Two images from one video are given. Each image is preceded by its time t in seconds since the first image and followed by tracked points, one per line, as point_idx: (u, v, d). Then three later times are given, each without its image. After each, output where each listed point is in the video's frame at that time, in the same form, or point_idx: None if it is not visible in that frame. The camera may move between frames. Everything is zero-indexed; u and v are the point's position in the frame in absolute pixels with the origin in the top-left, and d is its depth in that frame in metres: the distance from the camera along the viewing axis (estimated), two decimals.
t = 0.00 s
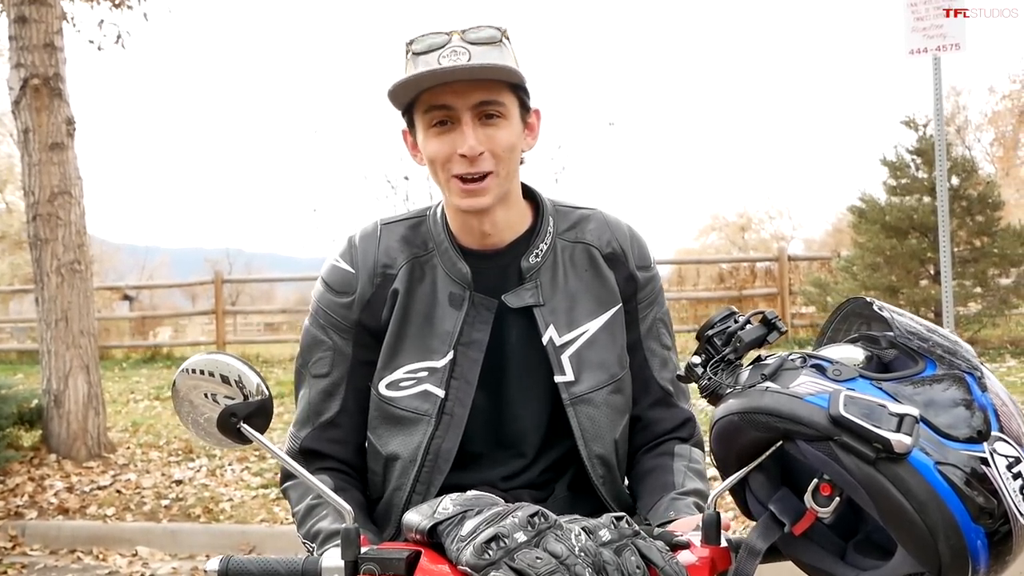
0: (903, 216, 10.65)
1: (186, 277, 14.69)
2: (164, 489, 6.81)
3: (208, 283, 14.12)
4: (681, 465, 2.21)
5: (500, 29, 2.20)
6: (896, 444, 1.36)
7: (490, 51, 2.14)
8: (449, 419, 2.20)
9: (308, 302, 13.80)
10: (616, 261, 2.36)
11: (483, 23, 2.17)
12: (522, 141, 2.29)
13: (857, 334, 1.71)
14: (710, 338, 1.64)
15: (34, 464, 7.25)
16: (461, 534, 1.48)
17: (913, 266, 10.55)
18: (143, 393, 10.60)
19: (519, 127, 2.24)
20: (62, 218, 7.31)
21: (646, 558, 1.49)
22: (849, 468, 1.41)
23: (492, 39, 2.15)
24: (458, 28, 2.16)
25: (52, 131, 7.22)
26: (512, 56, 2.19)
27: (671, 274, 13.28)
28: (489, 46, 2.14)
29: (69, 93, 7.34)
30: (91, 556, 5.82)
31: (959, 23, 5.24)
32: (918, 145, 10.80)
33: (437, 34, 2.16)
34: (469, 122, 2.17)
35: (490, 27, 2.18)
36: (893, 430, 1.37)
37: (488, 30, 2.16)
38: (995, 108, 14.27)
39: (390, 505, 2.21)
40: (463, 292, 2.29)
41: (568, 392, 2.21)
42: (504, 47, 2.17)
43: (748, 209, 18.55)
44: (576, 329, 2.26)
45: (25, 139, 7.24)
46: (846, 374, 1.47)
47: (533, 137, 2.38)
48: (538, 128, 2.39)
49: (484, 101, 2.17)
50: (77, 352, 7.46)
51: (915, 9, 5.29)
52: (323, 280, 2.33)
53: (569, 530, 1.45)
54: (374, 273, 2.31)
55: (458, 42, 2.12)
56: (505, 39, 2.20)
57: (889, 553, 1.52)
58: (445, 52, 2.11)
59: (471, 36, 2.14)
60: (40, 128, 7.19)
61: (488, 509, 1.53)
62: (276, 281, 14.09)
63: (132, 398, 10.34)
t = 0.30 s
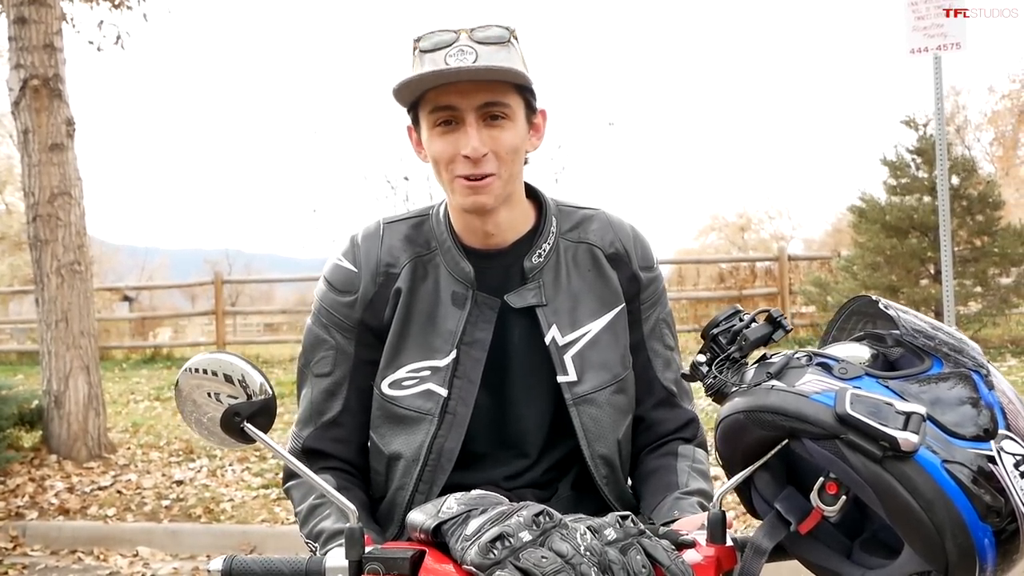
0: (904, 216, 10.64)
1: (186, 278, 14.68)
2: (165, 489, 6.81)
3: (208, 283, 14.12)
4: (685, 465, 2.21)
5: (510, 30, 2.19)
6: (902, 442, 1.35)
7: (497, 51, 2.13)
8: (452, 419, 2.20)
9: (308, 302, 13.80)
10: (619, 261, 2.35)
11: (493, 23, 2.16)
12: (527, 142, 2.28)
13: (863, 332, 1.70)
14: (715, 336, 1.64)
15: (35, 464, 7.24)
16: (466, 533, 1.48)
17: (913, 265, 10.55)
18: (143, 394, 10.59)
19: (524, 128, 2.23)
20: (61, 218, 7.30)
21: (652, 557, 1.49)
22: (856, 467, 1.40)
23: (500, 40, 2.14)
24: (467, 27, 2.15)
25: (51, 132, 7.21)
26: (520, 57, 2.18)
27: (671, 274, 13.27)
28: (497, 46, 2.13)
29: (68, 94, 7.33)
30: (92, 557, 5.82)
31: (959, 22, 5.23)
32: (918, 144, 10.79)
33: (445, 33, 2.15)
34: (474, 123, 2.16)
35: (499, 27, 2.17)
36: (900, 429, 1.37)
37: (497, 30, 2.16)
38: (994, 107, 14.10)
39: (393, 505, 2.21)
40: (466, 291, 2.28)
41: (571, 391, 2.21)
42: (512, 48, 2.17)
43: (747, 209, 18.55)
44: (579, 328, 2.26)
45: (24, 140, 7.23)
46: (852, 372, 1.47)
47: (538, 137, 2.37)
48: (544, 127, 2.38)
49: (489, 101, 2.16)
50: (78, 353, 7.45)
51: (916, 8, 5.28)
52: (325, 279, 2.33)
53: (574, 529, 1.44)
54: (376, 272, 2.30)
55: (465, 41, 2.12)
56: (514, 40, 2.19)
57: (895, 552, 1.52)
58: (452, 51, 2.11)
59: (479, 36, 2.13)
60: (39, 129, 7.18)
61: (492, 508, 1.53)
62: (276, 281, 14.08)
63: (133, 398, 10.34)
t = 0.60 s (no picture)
0: (906, 215, 10.63)
1: (187, 277, 14.67)
2: (167, 489, 6.81)
3: (209, 283, 14.11)
4: (689, 464, 2.20)
5: (518, 29, 2.18)
6: (910, 442, 1.35)
7: (503, 51, 2.12)
8: (454, 416, 2.19)
9: (309, 302, 13.78)
10: (621, 260, 2.34)
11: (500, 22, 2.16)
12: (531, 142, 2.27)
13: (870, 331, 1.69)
14: (721, 336, 1.63)
15: (37, 464, 7.24)
16: (472, 533, 1.47)
17: (915, 265, 10.55)
18: (145, 394, 10.59)
19: (528, 129, 2.22)
20: (63, 218, 7.30)
21: (658, 557, 1.48)
22: (863, 467, 1.40)
23: (507, 39, 2.13)
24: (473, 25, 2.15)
25: (52, 131, 7.20)
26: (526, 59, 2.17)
27: (672, 274, 13.26)
28: (503, 45, 2.12)
29: (70, 93, 7.33)
30: (93, 557, 5.81)
31: (961, 22, 5.22)
32: (920, 144, 10.77)
33: (452, 30, 2.15)
34: (478, 123, 2.15)
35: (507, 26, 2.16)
36: (908, 428, 1.36)
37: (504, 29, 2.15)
38: (995, 107, 14.09)
39: (395, 504, 2.20)
40: (468, 289, 2.27)
41: (574, 390, 2.20)
42: (519, 48, 2.16)
43: (748, 209, 18.53)
44: (581, 327, 2.25)
45: (26, 139, 7.22)
46: (859, 371, 1.46)
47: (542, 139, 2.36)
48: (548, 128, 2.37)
49: (494, 102, 2.16)
50: (79, 353, 7.44)
51: (918, 7, 5.26)
52: (328, 278, 2.32)
53: (580, 530, 1.43)
54: (378, 271, 2.29)
55: (472, 40, 2.11)
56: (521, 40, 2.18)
57: (903, 552, 1.51)
58: (458, 50, 2.10)
59: (486, 36, 2.12)
60: (41, 129, 7.18)
61: (498, 508, 1.52)
62: (277, 281, 14.08)
63: (134, 398, 10.34)
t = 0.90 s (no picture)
0: (906, 217, 10.62)
1: (186, 278, 14.67)
2: (166, 490, 6.80)
3: (209, 283, 14.11)
4: (690, 465, 2.20)
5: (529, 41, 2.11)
6: (915, 443, 1.34)
7: (516, 67, 2.05)
8: (451, 416, 2.19)
9: (309, 303, 13.78)
10: (618, 261, 2.34)
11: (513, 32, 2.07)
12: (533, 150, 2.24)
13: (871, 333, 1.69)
14: (724, 337, 1.63)
15: (36, 464, 7.23)
16: (473, 535, 1.47)
17: (915, 267, 10.55)
18: (144, 395, 10.58)
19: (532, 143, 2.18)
20: (63, 218, 7.29)
21: (660, 559, 1.47)
22: (866, 468, 1.39)
23: (520, 55, 2.06)
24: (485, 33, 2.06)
25: (52, 131, 7.20)
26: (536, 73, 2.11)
27: (672, 275, 13.26)
28: (515, 62, 2.05)
29: (70, 93, 7.32)
30: (92, 558, 5.80)
31: (962, 23, 5.21)
32: (920, 145, 10.78)
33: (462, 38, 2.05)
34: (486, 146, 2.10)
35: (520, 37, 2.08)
36: (912, 430, 1.36)
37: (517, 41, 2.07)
38: (995, 109, 14.13)
39: (393, 504, 2.19)
40: (464, 289, 2.26)
41: (573, 390, 2.19)
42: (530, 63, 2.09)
43: (747, 210, 18.54)
44: (580, 327, 2.24)
45: (26, 140, 7.21)
46: (863, 373, 1.45)
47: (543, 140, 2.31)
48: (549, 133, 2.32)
49: (503, 124, 2.09)
50: (79, 353, 7.44)
51: (919, 9, 5.26)
52: (326, 279, 2.32)
53: (583, 531, 1.43)
54: (376, 271, 2.29)
55: (485, 54, 2.04)
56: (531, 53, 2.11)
57: (907, 555, 1.51)
58: (470, 65, 2.02)
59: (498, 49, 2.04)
60: (41, 129, 7.17)
61: (499, 510, 1.52)
62: (276, 282, 14.07)
63: (134, 399, 10.34)
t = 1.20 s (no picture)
0: (904, 219, 10.61)
1: (184, 280, 14.65)
2: (163, 491, 6.79)
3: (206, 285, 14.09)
4: (686, 469, 2.19)
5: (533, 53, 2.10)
6: (916, 447, 1.34)
7: (519, 82, 2.04)
8: (452, 419, 2.18)
9: (306, 304, 13.77)
10: (617, 263, 2.34)
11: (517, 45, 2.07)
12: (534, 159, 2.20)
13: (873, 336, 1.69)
14: (725, 339, 1.63)
15: (33, 466, 7.21)
16: (473, 538, 1.47)
17: (913, 269, 10.56)
18: (142, 396, 10.56)
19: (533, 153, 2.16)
20: (61, 220, 7.28)
21: (661, 562, 1.47)
22: (867, 471, 1.39)
23: (524, 70, 2.05)
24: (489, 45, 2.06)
25: (50, 133, 7.20)
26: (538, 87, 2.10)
27: (670, 277, 13.26)
28: (519, 77, 2.04)
29: (68, 95, 7.32)
30: (89, 560, 5.79)
31: (961, 24, 5.21)
32: (917, 148, 10.79)
33: (465, 49, 2.05)
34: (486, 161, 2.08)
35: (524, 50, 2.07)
36: (913, 433, 1.35)
37: (522, 54, 2.06)
38: (992, 112, 14.14)
39: (393, 507, 2.18)
40: (465, 291, 2.26)
41: (573, 393, 2.19)
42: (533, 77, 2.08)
43: (745, 213, 18.55)
44: (579, 330, 2.24)
45: (23, 141, 7.20)
46: (864, 376, 1.45)
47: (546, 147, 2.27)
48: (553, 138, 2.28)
49: (504, 141, 2.06)
50: (77, 354, 7.42)
51: (917, 12, 5.27)
52: (325, 282, 2.31)
53: (583, 534, 1.42)
54: (376, 274, 2.28)
55: (488, 68, 2.03)
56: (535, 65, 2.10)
57: (907, 558, 1.51)
58: (473, 79, 2.01)
59: (502, 63, 2.04)
60: (39, 130, 7.16)
61: (500, 512, 1.52)
62: (274, 284, 14.05)
63: (131, 400, 10.32)
